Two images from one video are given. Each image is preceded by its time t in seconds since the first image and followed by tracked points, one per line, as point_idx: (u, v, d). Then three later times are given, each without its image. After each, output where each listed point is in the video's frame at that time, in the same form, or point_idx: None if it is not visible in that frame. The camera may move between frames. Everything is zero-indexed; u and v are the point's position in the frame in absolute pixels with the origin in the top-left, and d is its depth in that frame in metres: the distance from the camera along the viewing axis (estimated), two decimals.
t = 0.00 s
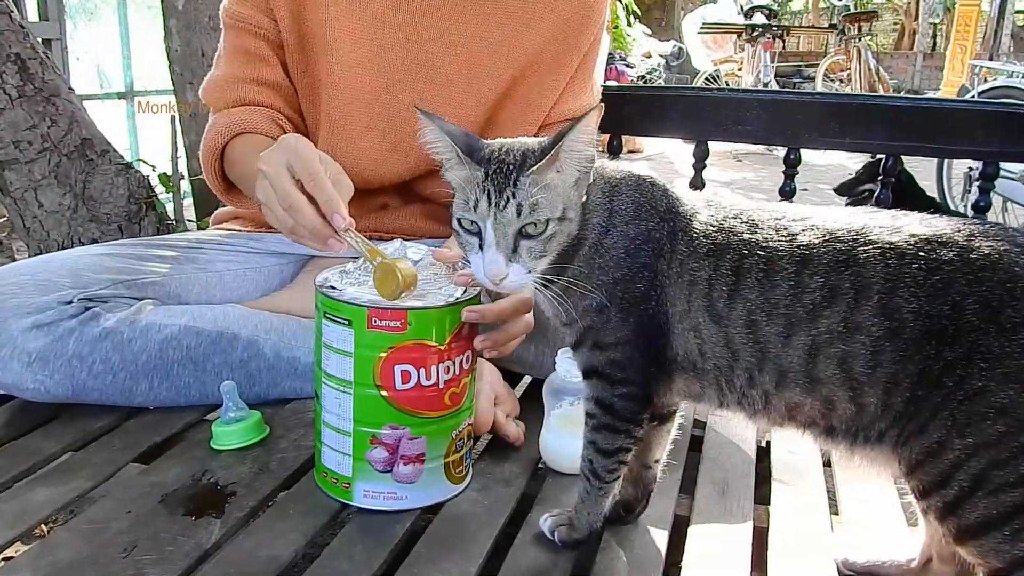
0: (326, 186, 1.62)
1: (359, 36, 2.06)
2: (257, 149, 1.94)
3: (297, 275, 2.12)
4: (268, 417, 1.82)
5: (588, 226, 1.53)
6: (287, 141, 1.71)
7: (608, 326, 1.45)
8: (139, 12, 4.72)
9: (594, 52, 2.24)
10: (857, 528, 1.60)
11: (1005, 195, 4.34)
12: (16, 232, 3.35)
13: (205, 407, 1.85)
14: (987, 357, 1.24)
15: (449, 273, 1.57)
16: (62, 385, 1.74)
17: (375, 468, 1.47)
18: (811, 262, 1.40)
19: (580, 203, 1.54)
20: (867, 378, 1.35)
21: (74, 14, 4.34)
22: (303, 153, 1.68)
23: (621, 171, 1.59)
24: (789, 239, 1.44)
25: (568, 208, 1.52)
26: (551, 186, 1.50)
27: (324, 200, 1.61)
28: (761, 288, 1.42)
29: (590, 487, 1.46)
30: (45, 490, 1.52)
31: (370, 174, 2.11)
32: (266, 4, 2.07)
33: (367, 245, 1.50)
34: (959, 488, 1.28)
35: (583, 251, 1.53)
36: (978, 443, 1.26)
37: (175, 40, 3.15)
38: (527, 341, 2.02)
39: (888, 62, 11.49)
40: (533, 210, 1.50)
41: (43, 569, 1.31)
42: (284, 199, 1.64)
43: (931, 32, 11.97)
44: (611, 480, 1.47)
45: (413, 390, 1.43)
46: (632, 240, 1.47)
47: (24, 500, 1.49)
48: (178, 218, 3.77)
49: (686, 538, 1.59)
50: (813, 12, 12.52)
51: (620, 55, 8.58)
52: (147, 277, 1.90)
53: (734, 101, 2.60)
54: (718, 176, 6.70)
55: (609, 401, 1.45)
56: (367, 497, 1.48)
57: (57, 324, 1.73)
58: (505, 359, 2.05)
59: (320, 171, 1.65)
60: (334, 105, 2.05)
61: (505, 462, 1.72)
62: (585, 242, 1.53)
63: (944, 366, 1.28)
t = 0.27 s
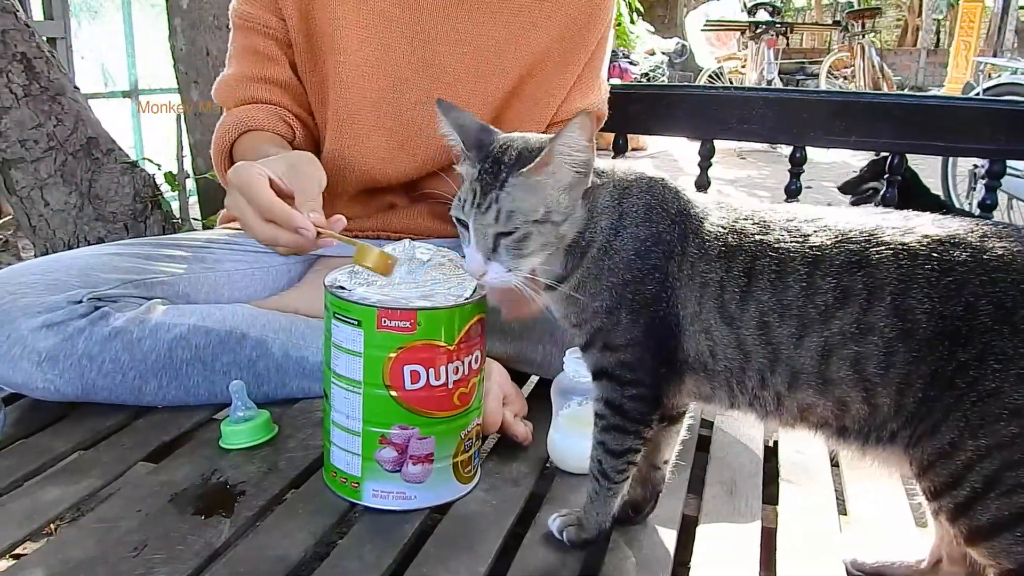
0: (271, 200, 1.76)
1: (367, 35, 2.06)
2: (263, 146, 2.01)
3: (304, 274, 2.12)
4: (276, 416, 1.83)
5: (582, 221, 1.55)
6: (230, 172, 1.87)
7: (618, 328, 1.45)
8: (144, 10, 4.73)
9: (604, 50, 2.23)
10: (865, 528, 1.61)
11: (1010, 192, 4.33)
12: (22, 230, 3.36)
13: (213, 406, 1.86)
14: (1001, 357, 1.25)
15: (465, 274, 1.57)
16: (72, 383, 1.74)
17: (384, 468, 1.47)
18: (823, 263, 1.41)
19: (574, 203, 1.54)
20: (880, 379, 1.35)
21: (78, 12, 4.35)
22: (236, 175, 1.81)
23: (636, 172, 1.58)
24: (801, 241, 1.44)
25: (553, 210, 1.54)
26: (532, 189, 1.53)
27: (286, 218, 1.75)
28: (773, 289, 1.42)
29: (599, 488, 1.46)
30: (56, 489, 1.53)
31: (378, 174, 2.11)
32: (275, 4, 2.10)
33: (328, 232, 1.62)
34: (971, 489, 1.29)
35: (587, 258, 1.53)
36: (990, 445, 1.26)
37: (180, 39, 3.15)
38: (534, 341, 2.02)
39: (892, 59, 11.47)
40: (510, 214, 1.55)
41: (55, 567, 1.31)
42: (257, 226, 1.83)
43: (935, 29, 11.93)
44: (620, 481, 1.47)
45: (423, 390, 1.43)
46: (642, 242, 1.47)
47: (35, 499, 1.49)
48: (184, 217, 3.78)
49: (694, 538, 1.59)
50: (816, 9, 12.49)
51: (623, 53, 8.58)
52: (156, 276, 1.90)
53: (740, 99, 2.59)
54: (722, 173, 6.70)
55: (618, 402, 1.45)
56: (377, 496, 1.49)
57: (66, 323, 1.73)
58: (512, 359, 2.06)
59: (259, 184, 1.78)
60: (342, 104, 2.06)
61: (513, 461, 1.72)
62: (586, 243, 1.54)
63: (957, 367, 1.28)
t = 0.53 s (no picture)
0: (248, 196, 1.75)
1: (367, 34, 2.06)
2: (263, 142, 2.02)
3: (309, 275, 2.12)
4: (280, 416, 1.83)
5: (546, 211, 1.58)
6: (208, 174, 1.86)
7: (618, 329, 1.44)
8: (151, 12, 4.74)
9: (604, 43, 2.25)
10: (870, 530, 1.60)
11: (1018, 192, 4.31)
12: (30, 231, 3.38)
13: (218, 407, 1.86)
14: (1010, 357, 1.24)
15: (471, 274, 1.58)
16: (77, 384, 1.75)
17: (388, 468, 1.47)
18: (830, 262, 1.40)
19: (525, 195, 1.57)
20: (887, 379, 1.34)
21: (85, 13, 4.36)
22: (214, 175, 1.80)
23: (640, 175, 1.57)
24: (807, 239, 1.44)
25: (498, 204, 1.60)
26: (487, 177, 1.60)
27: (260, 215, 1.73)
28: (780, 288, 1.42)
29: (602, 488, 1.46)
30: (61, 489, 1.53)
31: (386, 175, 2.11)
32: (273, 6, 2.10)
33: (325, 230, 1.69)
34: (978, 490, 1.28)
35: (584, 257, 1.51)
36: (999, 446, 1.26)
37: (186, 40, 3.16)
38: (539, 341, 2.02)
39: (900, 59, 11.43)
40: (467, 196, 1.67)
41: (60, 567, 1.32)
42: (235, 223, 1.79)
43: (943, 28, 11.88)
44: (623, 482, 1.47)
45: (425, 390, 1.43)
46: (643, 245, 1.46)
47: (41, 499, 1.50)
48: (190, 218, 3.79)
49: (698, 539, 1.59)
50: (824, 8, 12.45)
51: (630, 53, 8.57)
52: (160, 277, 1.91)
53: (745, 99, 2.59)
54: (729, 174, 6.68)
55: (620, 404, 1.44)
56: (380, 497, 1.49)
57: (71, 324, 1.74)
58: (516, 359, 2.06)
59: (237, 180, 1.77)
60: (345, 104, 2.06)
61: (516, 462, 1.72)
62: (574, 238, 1.54)
63: (966, 367, 1.27)
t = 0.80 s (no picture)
0: (238, 201, 1.75)
1: (365, 35, 2.05)
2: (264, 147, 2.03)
3: (311, 277, 2.13)
4: (283, 418, 1.84)
5: (567, 212, 1.55)
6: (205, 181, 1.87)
7: (629, 336, 1.45)
8: (153, 10, 4.75)
9: (603, 41, 2.24)
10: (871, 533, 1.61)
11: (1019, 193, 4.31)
12: (32, 230, 3.38)
13: (221, 408, 1.87)
14: (1012, 364, 1.24)
15: (473, 277, 1.61)
16: (80, 386, 1.75)
17: (390, 471, 1.48)
18: (837, 265, 1.41)
19: (546, 197, 1.54)
20: (892, 383, 1.34)
21: (88, 12, 4.39)
22: (208, 180, 1.81)
23: (657, 180, 1.56)
24: (814, 241, 1.45)
25: (520, 206, 1.57)
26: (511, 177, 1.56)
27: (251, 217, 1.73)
28: (787, 291, 1.42)
29: (605, 492, 1.47)
30: (65, 490, 1.54)
31: (388, 177, 2.11)
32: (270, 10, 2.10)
33: (315, 236, 1.67)
34: (978, 496, 1.28)
35: (598, 262, 1.51)
36: (999, 453, 1.26)
37: (189, 39, 3.16)
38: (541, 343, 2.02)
39: (902, 58, 11.42)
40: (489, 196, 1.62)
41: (64, 569, 1.32)
42: (229, 228, 1.80)
43: (945, 27, 11.87)
44: (627, 486, 1.47)
45: (428, 393, 1.43)
46: (657, 252, 1.46)
47: (45, 501, 1.51)
48: (192, 217, 3.80)
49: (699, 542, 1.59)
50: (826, 7, 12.44)
51: (632, 52, 8.57)
52: (163, 279, 1.91)
53: (747, 100, 2.59)
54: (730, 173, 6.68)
55: (630, 409, 1.45)
56: (382, 499, 1.49)
57: (75, 325, 1.74)
58: (518, 361, 2.06)
59: (229, 185, 1.78)
60: (344, 107, 2.06)
61: (518, 464, 1.72)
62: (590, 242, 1.53)
63: (968, 374, 1.28)
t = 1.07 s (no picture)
0: (230, 197, 1.75)
1: (361, 36, 2.05)
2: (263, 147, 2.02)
3: (311, 278, 2.13)
4: (283, 419, 1.84)
5: (557, 211, 1.58)
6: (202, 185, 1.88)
7: (630, 338, 1.44)
8: (156, 12, 4.75)
9: (600, 43, 2.23)
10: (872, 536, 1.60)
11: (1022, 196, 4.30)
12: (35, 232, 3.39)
13: (221, 409, 1.87)
14: (1019, 367, 1.24)
15: (472, 277, 1.61)
16: (81, 387, 1.76)
17: (389, 472, 1.47)
18: (844, 264, 1.41)
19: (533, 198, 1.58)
20: (897, 385, 1.34)
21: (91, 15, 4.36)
22: (203, 179, 1.82)
23: (661, 184, 1.55)
24: (821, 239, 1.45)
25: (512, 207, 1.63)
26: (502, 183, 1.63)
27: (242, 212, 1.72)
28: (793, 292, 1.42)
29: (606, 494, 1.46)
30: (66, 492, 1.54)
31: (384, 177, 2.11)
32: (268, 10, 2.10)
33: (309, 232, 1.64)
34: (982, 500, 1.28)
35: (596, 263, 1.51)
36: (1006, 457, 1.25)
37: (191, 41, 3.17)
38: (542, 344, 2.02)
39: (905, 61, 11.42)
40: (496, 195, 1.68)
41: (64, 570, 1.32)
42: (224, 225, 1.79)
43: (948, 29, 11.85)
44: (628, 488, 1.47)
45: (428, 394, 1.43)
46: (657, 255, 1.46)
47: (45, 502, 1.51)
48: (194, 219, 3.80)
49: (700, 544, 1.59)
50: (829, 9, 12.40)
51: (634, 54, 8.56)
52: (163, 280, 1.92)
53: (749, 102, 2.59)
54: (733, 175, 6.68)
55: (630, 411, 1.45)
56: (382, 500, 1.49)
57: (75, 326, 1.74)
58: (519, 362, 2.06)
59: (222, 182, 1.79)
60: (340, 107, 2.06)
61: (519, 466, 1.72)
62: (587, 242, 1.54)
63: (975, 376, 1.27)
